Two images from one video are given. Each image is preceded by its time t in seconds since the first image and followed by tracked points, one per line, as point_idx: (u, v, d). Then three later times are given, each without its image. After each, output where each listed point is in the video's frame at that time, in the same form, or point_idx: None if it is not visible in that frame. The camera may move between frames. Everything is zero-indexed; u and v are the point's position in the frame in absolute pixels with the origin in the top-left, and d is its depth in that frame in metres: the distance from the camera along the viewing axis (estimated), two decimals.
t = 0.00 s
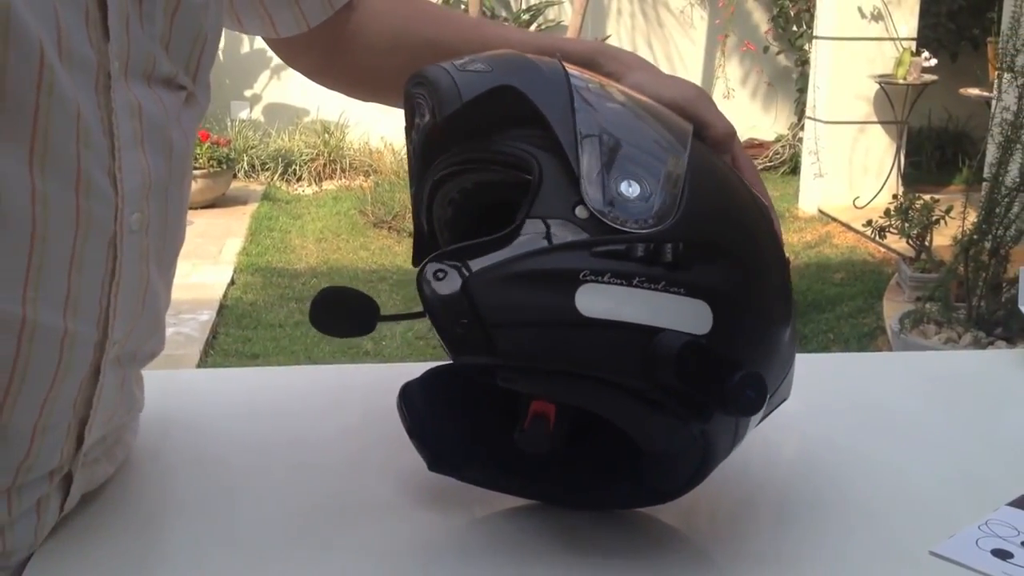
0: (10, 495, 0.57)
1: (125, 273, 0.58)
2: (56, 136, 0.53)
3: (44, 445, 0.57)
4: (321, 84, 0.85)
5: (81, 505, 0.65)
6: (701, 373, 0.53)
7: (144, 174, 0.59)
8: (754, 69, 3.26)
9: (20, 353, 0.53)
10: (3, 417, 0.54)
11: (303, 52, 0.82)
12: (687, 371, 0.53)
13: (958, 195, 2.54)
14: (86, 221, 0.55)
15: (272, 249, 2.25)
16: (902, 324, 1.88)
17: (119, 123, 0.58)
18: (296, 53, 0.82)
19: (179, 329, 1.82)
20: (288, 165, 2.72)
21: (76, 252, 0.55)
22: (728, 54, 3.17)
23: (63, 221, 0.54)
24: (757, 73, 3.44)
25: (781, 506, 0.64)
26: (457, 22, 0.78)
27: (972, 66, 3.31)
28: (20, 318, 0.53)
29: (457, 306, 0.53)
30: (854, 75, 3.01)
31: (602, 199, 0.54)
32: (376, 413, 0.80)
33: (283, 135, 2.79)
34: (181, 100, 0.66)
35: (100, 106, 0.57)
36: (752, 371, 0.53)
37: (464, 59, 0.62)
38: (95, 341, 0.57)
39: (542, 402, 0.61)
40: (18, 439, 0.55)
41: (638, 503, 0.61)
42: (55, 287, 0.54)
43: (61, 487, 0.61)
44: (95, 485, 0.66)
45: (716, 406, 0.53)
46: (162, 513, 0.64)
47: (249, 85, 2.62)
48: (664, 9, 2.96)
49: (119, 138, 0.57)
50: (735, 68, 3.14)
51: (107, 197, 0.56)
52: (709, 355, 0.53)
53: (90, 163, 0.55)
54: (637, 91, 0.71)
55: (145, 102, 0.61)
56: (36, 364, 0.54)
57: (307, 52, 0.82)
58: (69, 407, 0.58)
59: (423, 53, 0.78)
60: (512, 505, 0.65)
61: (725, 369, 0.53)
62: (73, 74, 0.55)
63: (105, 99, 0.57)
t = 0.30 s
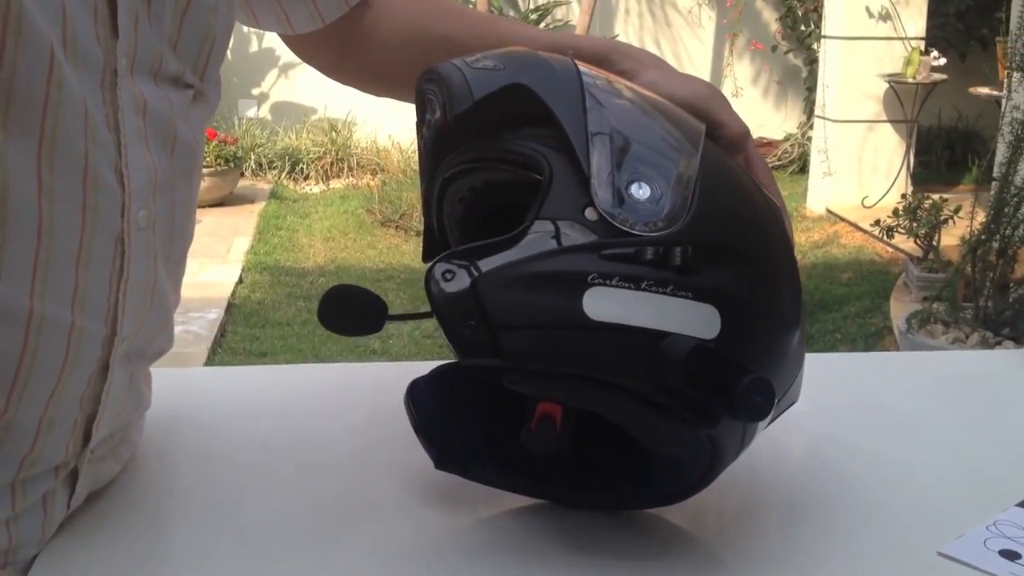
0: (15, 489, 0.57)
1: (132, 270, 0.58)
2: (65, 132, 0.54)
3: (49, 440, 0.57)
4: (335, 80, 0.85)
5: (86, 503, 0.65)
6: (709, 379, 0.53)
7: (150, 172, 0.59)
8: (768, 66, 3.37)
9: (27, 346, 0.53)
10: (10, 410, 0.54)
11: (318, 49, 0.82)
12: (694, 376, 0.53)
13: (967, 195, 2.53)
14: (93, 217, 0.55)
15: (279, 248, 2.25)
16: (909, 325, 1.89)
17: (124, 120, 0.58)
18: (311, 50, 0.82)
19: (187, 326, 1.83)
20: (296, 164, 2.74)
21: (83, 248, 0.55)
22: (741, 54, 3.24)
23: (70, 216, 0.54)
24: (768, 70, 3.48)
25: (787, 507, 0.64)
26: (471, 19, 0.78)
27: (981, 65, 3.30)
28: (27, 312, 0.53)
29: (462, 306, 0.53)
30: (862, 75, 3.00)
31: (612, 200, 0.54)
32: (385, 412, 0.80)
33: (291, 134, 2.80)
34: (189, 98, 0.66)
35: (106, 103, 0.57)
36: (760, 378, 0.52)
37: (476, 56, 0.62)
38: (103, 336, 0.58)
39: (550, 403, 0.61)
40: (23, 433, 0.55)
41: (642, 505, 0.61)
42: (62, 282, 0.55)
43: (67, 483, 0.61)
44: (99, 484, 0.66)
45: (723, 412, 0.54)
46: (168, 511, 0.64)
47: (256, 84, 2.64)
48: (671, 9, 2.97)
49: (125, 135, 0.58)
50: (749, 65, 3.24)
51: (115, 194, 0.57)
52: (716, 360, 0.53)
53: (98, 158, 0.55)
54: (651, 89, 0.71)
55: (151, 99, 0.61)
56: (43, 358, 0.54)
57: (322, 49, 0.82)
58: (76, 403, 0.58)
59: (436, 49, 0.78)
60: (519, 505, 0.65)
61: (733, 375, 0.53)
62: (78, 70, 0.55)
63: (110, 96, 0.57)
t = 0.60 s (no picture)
0: (16, 484, 0.57)
1: (131, 267, 0.58)
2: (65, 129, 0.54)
3: (50, 437, 0.57)
4: (335, 79, 0.85)
5: (89, 502, 0.65)
6: (711, 388, 0.53)
7: (150, 170, 0.59)
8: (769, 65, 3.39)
9: (27, 342, 0.53)
10: (11, 406, 0.54)
11: (318, 49, 0.82)
12: (694, 384, 0.53)
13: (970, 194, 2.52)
14: (92, 213, 0.55)
15: (280, 247, 2.24)
16: (912, 325, 1.88)
17: (124, 118, 0.58)
18: (312, 49, 0.82)
19: (189, 325, 1.82)
20: (298, 164, 2.75)
21: (82, 245, 0.55)
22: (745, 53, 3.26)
23: (70, 211, 0.54)
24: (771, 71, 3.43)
25: (788, 507, 0.64)
26: (471, 17, 0.78)
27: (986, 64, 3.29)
28: (27, 308, 0.53)
29: (458, 308, 0.52)
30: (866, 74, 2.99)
31: (611, 204, 0.54)
32: (387, 412, 0.80)
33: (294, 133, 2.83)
34: (189, 97, 0.66)
35: (105, 101, 0.57)
36: (760, 385, 0.52)
37: (476, 54, 0.62)
38: (102, 334, 0.58)
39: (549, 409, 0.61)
40: (24, 430, 0.55)
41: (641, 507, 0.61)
42: (62, 278, 0.55)
43: (67, 481, 0.61)
44: (101, 484, 0.66)
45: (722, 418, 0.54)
46: (169, 510, 0.64)
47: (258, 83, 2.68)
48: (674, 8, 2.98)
49: (124, 134, 0.58)
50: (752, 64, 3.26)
51: (115, 191, 0.57)
52: (715, 367, 0.53)
53: (98, 156, 0.55)
54: (653, 86, 0.71)
55: (151, 97, 0.61)
56: (43, 354, 0.54)
57: (322, 48, 0.82)
58: (76, 400, 0.58)
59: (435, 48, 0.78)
60: (520, 504, 0.65)
61: (732, 381, 0.53)
62: (78, 67, 0.55)
63: (109, 93, 0.57)
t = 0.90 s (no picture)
0: (16, 483, 0.57)
1: (130, 267, 0.58)
2: (62, 131, 0.54)
3: (49, 436, 0.57)
4: (333, 78, 0.85)
5: (88, 501, 0.65)
6: (713, 391, 0.53)
7: (148, 169, 0.60)
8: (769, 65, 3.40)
9: (26, 342, 0.53)
10: (11, 405, 0.54)
11: (316, 48, 0.82)
12: (695, 387, 0.53)
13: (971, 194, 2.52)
14: (91, 213, 0.55)
15: (280, 247, 2.24)
16: (913, 324, 1.88)
17: (122, 117, 0.58)
18: (310, 49, 0.83)
19: (189, 325, 1.82)
20: (298, 164, 2.76)
21: (81, 244, 0.55)
22: (744, 53, 3.27)
23: (68, 211, 0.54)
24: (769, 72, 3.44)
25: (787, 508, 0.64)
26: (469, 15, 0.78)
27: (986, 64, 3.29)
28: (25, 308, 0.53)
29: (457, 308, 0.52)
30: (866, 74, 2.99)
31: (609, 207, 0.54)
32: (386, 412, 0.80)
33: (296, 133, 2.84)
34: (186, 97, 0.66)
35: (103, 100, 0.57)
36: (760, 387, 0.54)
37: (473, 54, 0.62)
38: (100, 334, 0.57)
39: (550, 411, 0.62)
40: (24, 429, 0.55)
41: (638, 507, 0.61)
42: (61, 277, 0.55)
43: (67, 480, 0.61)
44: (100, 484, 0.66)
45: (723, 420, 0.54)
46: (168, 510, 0.64)
47: (258, 83, 2.69)
48: (674, 8, 2.99)
49: (122, 133, 0.58)
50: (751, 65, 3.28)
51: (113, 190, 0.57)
52: (716, 371, 0.53)
53: (97, 155, 0.55)
54: (652, 83, 0.71)
55: (148, 96, 0.61)
56: (43, 353, 0.54)
57: (320, 48, 0.82)
58: (76, 400, 0.58)
59: (432, 47, 0.78)
60: (519, 504, 0.65)
61: (732, 385, 0.54)
62: (76, 66, 0.55)
63: (107, 93, 0.57)
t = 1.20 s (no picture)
0: (15, 481, 0.58)
1: (131, 266, 0.58)
2: (66, 129, 0.54)
3: (49, 434, 0.57)
4: (331, 75, 0.85)
5: (88, 500, 0.65)
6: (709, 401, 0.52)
7: (149, 167, 0.60)
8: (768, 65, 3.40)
9: (29, 340, 0.53)
10: (12, 404, 0.54)
11: (313, 46, 0.82)
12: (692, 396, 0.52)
13: (971, 194, 2.52)
14: (93, 212, 0.55)
15: (280, 247, 2.24)
16: (913, 324, 1.88)
17: (123, 116, 0.58)
18: (308, 47, 0.83)
19: (189, 325, 1.82)
20: (298, 163, 2.76)
21: (84, 242, 0.55)
22: (744, 52, 3.27)
23: (71, 210, 0.54)
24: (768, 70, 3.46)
25: (787, 507, 0.64)
26: (469, 14, 0.79)
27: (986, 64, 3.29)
28: (28, 306, 0.53)
29: (455, 313, 0.52)
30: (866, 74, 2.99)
31: (607, 212, 0.54)
32: (386, 412, 0.80)
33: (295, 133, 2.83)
34: (186, 96, 0.66)
35: (105, 99, 0.57)
36: (762, 395, 0.51)
37: (471, 52, 0.62)
38: (101, 333, 0.57)
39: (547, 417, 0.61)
40: (24, 429, 0.55)
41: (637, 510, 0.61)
42: (63, 275, 0.55)
43: (67, 480, 0.61)
44: (100, 484, 0.66)
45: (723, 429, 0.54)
46: (167, 509, 0.64)
47: (259, 82, 2.69)
48: (674, 8, 2.99)
49: (125, 132, 0.58)
50: (751, 65, 3.28)
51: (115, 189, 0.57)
52: (713, 378, 0.52)
53: (100, 154, 0.55)
54: (652, 81, 0.71)
55: (149, 95, 0.61)
56: (44, 352, 0.54)
57: (318, 46, 0.82)
58: (76, 399, 0.58)
59: (433, 46, 0.78)
60: (520, 504, 0.65)
61: (732, 397, 0.51)
62: (78, 65, 0.55)
63: (109, 92, 0.57)
